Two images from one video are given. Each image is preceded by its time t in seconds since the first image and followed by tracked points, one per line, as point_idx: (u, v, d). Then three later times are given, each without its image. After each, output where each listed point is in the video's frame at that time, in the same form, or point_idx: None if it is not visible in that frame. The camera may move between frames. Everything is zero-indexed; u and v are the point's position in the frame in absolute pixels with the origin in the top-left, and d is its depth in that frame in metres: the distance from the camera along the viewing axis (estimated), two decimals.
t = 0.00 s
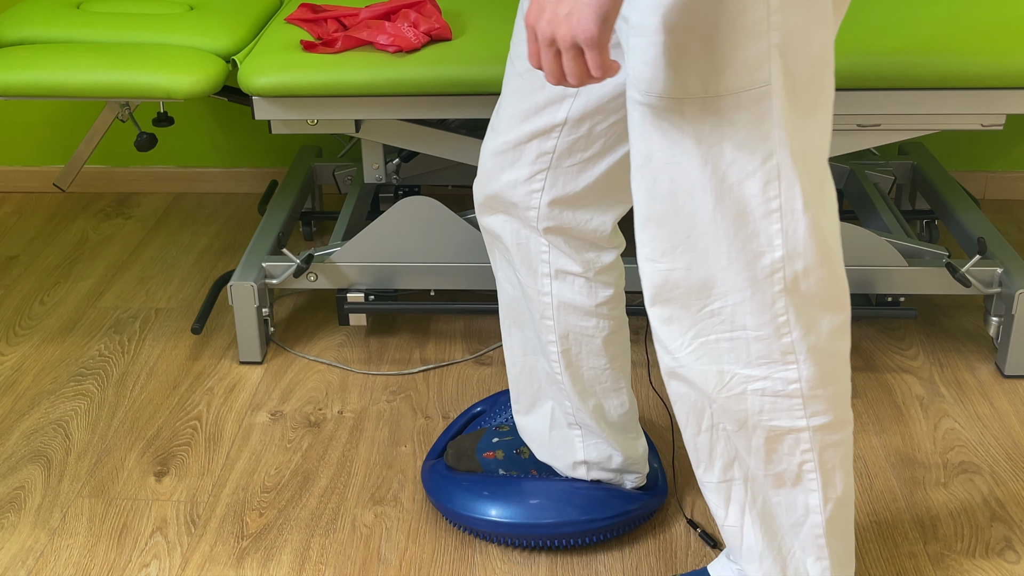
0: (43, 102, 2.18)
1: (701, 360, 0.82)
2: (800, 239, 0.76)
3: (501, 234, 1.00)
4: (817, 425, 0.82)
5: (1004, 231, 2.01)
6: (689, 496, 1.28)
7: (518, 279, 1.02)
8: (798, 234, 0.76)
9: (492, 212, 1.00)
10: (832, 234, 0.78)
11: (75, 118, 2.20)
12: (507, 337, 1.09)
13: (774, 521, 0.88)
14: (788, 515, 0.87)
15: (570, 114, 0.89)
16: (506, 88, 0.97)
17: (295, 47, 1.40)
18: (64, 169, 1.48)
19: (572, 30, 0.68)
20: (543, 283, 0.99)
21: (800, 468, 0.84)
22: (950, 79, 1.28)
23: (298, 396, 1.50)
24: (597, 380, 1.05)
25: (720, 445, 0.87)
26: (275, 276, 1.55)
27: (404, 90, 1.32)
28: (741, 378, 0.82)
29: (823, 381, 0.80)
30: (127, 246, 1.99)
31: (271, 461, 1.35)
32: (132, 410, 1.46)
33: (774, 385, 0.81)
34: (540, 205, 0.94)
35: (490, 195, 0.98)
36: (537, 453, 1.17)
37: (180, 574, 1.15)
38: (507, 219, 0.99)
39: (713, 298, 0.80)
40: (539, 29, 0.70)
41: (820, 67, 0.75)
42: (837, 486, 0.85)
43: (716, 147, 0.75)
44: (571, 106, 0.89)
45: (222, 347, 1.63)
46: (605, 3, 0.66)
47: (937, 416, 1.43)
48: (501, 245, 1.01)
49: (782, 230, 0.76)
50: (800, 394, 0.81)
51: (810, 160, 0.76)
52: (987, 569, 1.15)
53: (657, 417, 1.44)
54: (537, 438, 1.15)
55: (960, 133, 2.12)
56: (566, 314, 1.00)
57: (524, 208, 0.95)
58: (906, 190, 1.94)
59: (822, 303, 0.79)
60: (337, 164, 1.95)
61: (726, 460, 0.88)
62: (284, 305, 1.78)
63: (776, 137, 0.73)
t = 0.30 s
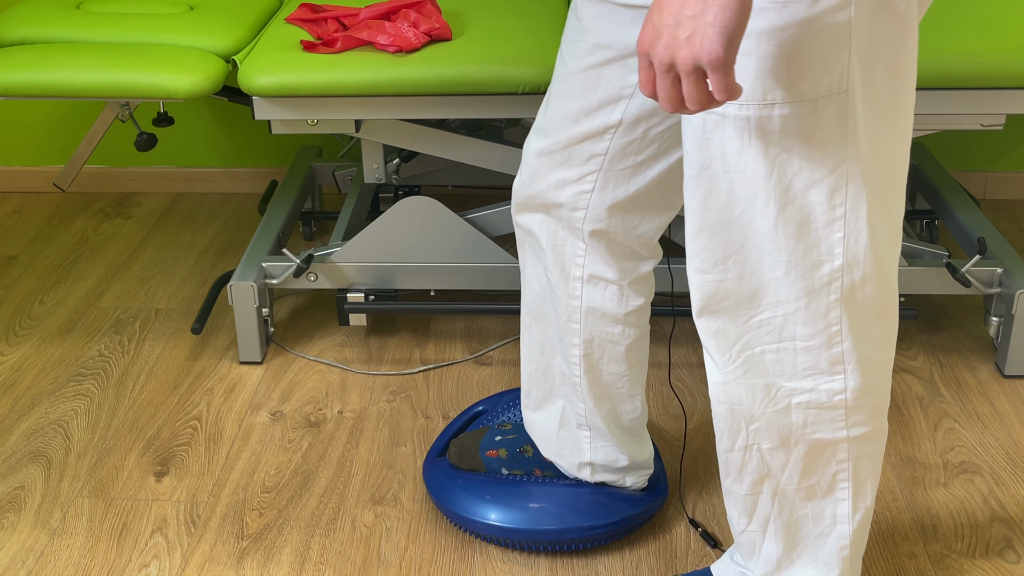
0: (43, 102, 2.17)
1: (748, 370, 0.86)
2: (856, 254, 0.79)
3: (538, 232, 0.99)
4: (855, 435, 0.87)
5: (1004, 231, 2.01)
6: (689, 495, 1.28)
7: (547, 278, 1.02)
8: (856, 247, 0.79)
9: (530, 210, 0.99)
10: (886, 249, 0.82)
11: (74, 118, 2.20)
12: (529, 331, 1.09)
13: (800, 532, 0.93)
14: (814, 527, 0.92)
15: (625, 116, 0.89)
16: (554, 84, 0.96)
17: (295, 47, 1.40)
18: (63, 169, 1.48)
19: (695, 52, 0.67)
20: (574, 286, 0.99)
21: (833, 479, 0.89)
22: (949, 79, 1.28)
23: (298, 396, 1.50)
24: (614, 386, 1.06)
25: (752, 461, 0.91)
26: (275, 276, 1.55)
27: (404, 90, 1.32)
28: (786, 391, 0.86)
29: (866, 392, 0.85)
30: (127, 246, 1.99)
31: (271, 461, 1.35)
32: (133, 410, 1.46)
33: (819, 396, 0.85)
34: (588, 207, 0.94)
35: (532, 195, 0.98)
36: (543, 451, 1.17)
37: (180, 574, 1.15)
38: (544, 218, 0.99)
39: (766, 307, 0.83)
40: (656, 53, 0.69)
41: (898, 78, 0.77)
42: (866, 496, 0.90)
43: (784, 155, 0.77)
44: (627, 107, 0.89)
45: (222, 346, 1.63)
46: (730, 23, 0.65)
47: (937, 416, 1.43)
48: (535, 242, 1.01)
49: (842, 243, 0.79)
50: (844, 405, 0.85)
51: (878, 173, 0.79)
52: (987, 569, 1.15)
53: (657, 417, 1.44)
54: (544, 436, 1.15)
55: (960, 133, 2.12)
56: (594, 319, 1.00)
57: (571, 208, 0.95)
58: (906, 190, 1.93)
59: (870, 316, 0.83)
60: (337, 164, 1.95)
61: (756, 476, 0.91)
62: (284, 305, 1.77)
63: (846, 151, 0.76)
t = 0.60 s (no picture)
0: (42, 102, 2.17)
1: (759, 380, 0.86)
2: (879, 271, 0.79)
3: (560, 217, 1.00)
4: (860, 451, 0.87)
5: (1004, 231, 2.01)
6: (689, 496, 1.27)
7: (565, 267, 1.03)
8: (879, 264, 0.79)
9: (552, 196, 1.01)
10: (907, 267, 0.82)
11: (74, 118, 2.20)
12: (548, 318, 1.09)
13: (800, 541, 0.93)
14: (815, 536, 0.92)
15: (657, 101, 0.92)
16: (587, 64, 0.98)
17: (294, 47, 1.40)
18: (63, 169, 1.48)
19: (711, 56, 0.71)
20: (593, 275, 1.01)
21: (837, 491, 0.89)
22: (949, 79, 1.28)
23: (298, 396, 1.49)
24: (637, 373, 1.07)
25: (755, 468, 0.90)
26: (275, 276, 1.55)
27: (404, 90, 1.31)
28: (796, 404, 0.86)
29: (875, 409, 0.85)
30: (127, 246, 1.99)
31: (271, 461, 1.35)
32: (133, 410, 1.46)
33: (829, 411, 0.85)
34: (612, 190, 0.96)
35: (558, 180, 0.99)
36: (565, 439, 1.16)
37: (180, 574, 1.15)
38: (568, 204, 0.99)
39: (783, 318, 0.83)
40: (674, 53, 0.73)
41: (943, 95, 0.77)
42: (867, 509, 0.91)
43: (814, 166, 0.77)
44: (659, 93, 0.92)
45: (222, 347, 1.63)
46: (749, 32, 0.68)
47: (938, 416, 1.43)
48: (552, 233, 1.02)
49: (866, 259, 0.79)
50: (852, 421, 0.85)
51: (908, 191, 0.79)
52: (987, 569, 1.15)
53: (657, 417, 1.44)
54: (566, 424, 1.14)
55: (959, 133, 2.12)
56: (614, 306, 1.02)
57: (594, 191, 0.97)
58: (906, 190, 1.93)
59: (884, 334, 0.83)
60: (337, 164, 1.95)
61: (758, 483, 0.91)
62: (284, 306, 1.77)
63: (879, 166, 0.76)
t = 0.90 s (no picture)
0: (42, 102, 2.17)
1: (776, 373, 0.86)
2: (900, 269, 0.79)
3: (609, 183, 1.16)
4: (871, 451, 0.87)
5: (1004, 231, 2.01)
6: (689, 496, 1.27)
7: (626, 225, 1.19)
8: (900, 261, 0.79)
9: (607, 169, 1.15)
10: (927, 265, 0.82)
11: (74, 118, 2.20)
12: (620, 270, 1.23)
13: (805, 540, 0.93)
14: (821, 535, 0.92)
15: (695, 87, 1.02)
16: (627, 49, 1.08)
17: (295, 47, 1.40)
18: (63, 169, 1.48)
19: (762, 89, 0.72)
20: (653, 235, 1.16)
21: (845, 491, 0.89)
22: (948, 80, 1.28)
23: (298, 396, 1.49)
24: (710, 311, 1.22)
25: (765, 464, 0.91)
26: (275, 276, 1.55)
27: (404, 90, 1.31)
28: (812, 400, 0.86)
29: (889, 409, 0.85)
30: (127, 246, 1.99)
31: (271, 461, 1.35)
32: (132, 410, 1.46)
33: (844, 409, 0.85)
34: (658, 165, 1.10)
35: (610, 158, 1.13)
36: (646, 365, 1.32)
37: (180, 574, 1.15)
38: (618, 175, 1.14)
39: (804, 312, 0.83)
40: (726, 88, 0.75)
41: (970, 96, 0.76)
42: (874, 509, 0.91)
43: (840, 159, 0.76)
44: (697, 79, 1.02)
45: (222, 346, 1.63)
46: (799, 62, 0.69)
47: (938, 416, 1.43)
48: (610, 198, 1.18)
49: (889, 256, 0.79)
50: (867, 419, 0.85)
51: (931, 189, 0.78)
52: (987, 569, 1.15)
53: (657, 417, 1.44)
54: (645, 351, 1.30)
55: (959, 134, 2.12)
56: (678, 259, 1.17)
57: (642, 166, 1.11)
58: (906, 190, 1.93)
59: (902, 333, 0.83)
60: (337, 164, 1.95)
61: (767, 480, 0.91)
62: (284, 306, 1.77)
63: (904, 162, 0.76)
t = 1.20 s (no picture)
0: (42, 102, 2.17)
1: (758, 358, 0.89)
2: (875, 253, 0.80)
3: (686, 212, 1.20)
4: (856, 437, 0.88)
5: (1004, 231, 2.01)
6: (689, 496, 1.27)
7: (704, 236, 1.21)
8: (876, 245, 0.80)
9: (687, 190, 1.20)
10: (905, 251, 0.83)
11: (74, 119, 2.20)
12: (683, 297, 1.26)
13: (796, 530, 0.93)
14: (810, 525, 0.93)
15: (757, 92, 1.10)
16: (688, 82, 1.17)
17: (295, 47, 1.40)
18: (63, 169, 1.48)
19: (809, 90, 0.71)
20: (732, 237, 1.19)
21: (832, 477, 0.90)
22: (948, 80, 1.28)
23: (298, 396, 1.49)
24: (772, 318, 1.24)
25: (753, 452, 0.92)
26: (275, 276, 1.55)
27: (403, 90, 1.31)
28: (794, 384, 0.88)
29: (871, 394, 0.86)
30: (127, 246, 1.99)
31: (271, 461, 1.35)
32: (132, 410, 1.46)
33: (826, 393, 0.87)
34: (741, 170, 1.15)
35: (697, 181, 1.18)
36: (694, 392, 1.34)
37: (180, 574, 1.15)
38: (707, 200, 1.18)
39: (784, 296, 0.85)
40: (770, 92, 0.74)
41: (947, 79, 0.76)
42: (864, 500, 0.91)
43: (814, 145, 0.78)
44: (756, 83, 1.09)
45: (222, 347, 1.63)
46: (845, 59, 0.69)
47: (938, 417, 1.43)
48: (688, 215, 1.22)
49: (865, 239, 0.80)
50: (848, 403, 0.86)
51: (909, 172, 0.80)
52: (987, 569, 1.15)
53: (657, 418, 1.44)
54: (694, 377, 1.32)
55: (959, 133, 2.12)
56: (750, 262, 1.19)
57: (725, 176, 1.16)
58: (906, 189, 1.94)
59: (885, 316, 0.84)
60: (337, 164, 1.95)
61: (756, 468, 0.92)
62: (284, 306, 1.77)
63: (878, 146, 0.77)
